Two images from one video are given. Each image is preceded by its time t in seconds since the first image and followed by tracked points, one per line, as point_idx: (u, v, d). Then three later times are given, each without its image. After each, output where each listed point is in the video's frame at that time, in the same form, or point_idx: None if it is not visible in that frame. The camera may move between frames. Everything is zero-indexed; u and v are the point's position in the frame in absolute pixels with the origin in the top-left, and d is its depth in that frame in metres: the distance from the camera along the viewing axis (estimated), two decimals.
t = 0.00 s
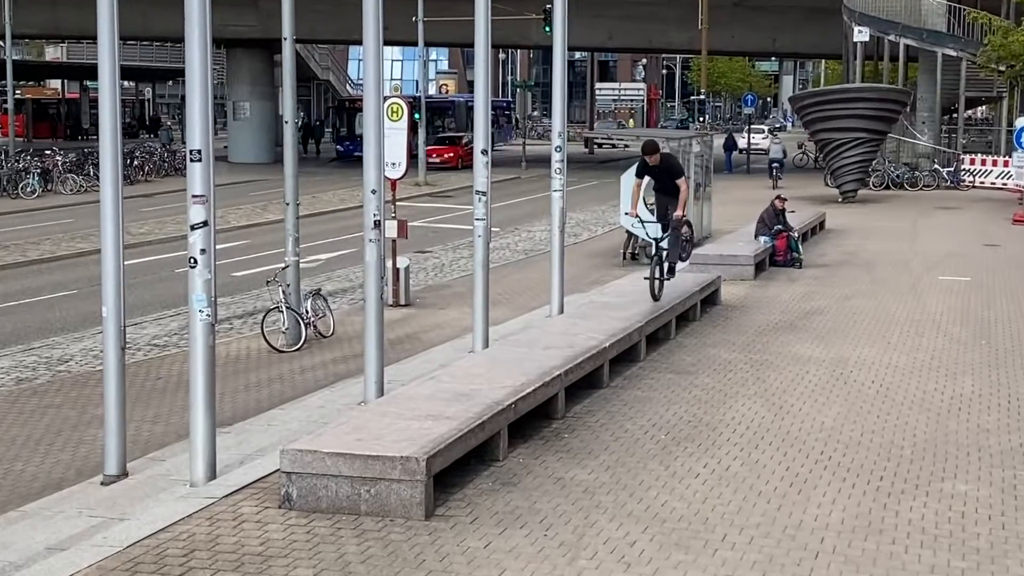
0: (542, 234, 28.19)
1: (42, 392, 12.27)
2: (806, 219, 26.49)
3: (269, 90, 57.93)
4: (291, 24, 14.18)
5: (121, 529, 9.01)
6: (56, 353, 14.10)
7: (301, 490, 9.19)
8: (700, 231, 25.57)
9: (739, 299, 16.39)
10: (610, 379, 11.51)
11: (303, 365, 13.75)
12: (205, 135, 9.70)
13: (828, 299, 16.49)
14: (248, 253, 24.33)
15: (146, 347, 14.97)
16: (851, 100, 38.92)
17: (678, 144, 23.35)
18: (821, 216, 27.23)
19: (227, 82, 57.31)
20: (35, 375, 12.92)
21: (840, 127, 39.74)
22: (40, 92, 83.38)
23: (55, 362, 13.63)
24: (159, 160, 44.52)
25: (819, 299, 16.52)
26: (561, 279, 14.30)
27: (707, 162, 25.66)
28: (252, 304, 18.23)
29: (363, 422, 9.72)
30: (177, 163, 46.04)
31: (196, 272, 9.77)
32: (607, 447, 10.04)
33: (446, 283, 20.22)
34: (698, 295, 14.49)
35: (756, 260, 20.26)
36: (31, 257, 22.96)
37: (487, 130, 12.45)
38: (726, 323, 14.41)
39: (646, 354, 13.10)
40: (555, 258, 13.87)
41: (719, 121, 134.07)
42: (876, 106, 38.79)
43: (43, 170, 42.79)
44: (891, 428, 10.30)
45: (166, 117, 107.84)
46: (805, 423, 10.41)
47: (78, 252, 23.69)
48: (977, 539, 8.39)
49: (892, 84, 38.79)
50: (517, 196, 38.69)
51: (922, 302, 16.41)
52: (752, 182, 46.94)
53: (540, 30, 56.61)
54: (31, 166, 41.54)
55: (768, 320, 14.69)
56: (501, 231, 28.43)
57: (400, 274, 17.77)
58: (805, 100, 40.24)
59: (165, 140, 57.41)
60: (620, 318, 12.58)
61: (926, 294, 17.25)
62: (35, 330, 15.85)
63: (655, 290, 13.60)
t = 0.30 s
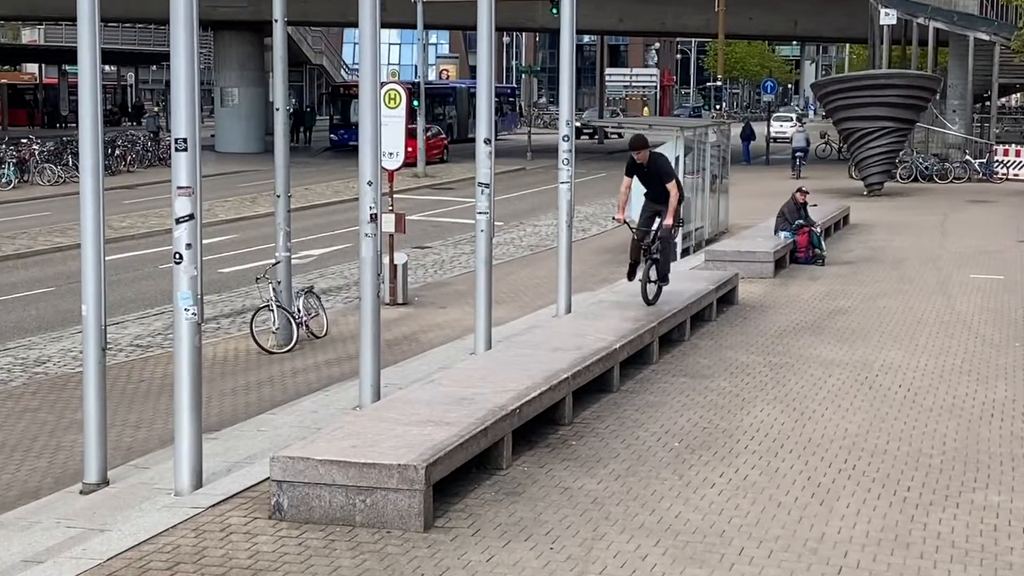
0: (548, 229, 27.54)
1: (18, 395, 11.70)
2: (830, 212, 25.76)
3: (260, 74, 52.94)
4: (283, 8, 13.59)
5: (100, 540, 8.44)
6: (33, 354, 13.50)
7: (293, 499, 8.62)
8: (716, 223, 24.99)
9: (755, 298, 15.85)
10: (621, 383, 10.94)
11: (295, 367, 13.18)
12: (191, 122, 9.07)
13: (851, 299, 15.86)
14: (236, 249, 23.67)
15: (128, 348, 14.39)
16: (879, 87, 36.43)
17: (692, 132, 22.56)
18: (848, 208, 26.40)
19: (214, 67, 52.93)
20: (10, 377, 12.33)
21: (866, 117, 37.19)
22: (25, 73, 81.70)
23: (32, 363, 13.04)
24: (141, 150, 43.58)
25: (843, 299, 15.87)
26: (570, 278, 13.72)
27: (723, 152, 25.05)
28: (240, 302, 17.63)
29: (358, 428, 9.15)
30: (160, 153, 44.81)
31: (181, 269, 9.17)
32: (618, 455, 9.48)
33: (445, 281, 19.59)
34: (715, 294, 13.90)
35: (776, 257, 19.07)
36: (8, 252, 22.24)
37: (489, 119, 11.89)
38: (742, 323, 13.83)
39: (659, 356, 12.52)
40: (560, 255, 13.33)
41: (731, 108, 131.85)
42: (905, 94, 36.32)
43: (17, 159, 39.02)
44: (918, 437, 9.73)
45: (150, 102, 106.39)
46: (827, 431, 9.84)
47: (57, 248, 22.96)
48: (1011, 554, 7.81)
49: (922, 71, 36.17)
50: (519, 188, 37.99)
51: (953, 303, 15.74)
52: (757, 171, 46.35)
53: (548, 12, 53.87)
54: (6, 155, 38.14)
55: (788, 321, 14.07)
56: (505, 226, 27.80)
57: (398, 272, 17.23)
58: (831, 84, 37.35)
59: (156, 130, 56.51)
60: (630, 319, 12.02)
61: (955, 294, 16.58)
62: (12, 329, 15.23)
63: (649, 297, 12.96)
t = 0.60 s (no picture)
0: (554, 223, 27.20)
1: (8, 395, 11.39)
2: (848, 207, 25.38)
3: (257, 64, 52.11)
4: None
5: (89, 546, 8.11)
6: (21, 353, 13.16)
7: (290, 504, 8.29)
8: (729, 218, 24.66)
9: (768, 297, 15.53)
10: (630, 384, 10.62)
11: (293, 367, 12.86)
12: (186, 113, 8.71)
13: (870, 298, 15.51)
14: (232, 244, 23.31)
15: (120, 347, 14.05)
16: (898, 78, 35.20)
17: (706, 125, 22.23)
18: (866, 205, 26.02)
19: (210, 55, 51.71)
20: None
21: (885, 109, 35.85)
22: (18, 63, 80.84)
23: (21, 362, 12.71)
24: (133, 142, 43.15)
25: (862, 298, 15.53)
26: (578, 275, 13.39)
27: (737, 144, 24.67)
28: (236, 300, 17.29)
29: (359, 429, 8.83)
30: (156, 144, 44.45)
31: (176, 265, 8.81)
32: (627, 460, 9.16)
33: (447, 278, 19.25)
34: (728, 293, 13.55)
35: (791, 255, 18.70)
36: None
37: (495, 110, 11.57)
38: (756, 323, 13.50)
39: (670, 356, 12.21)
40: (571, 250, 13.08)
41: (743, 99, 130.64)
42: (926, 83, 35.04)
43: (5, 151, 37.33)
44: (939, 441, 9.39)
45: (144, 92, 105.58)
46: (844, 435, 9.51)
47: (46, 243, 22.58)
48: None
49: (944, 60, 34.97)
50: (523, 182, 37.59)
51: (974, 302, 15.38)
52: (765, 163, 45.97)
53: None
54: None
55: (805, 320, 13.72)
56: (511, 221, 27.46)
57: (400, 270, 16.92)
58: (848, 76, 36.31)
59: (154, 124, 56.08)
60: (640, 317, 11.68)
61: (977, 293, 16.22)
62: None
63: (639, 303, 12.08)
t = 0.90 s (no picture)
0: (561, 219, 26.93)
1: (3, 395, 11.15)
2: (864, 203, 25.04)
3: (257, 55, 51.85)
4: None
5: (83, 551, 7.86)
6: (16, 352, 12.93)
7: (290, 508, 8.04)
8: (743, 214, 24.39)
9: (782, 295, 15.26)
10: (641, 385, 10.36)
11: (294, 367, 12.60)
12: (184, 104, 8.44)
13: (889, 297, 15.20)
14: (233, 240, 23.06)
15: (117, 346, 13.81)
16: (920, 70, 34.87)
17: (720, 119, 21.98)
18: (884, 201, 25.68)
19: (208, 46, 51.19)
20: None
21: (907, 101, 35.50)
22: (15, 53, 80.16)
23: (16, 361, 12.46)
24: (130, 135, 42.83)
25: (880, 297, 15.21)
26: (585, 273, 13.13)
27: (751, 140, 24.36)
28: (235, 298, 17.02)
29: (362, 431, 8.58)
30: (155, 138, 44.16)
31: (173, 262, 8.54)
32: (638, 463, 8.90)
33: (452, 275, 18.98)
34: (742, 291, 13.27)
35: (806, 252, 18.40)
36: None
37: (501, 103, 11.32)
38: (771, 323, 13.23)
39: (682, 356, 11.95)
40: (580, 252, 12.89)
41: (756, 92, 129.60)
42: (947, 76, 34.73)
43: None
44: (960, 446, 9.11)
45: (143, 84, 105.23)
46: (862, 438, 9.25)
47: (42, 239, 22.34)
48: None
49: (966, 53, 34.71)
50: (530, 177, 37.27)
51: (996, 301, 15.05)
52: (778, 157, 45.55)
53: None
54: None
55: (821, 320, 13.43)
56: (520, 217, 27.18)
57: (404, 268, 16.67)
58: (868, 68, 36.04)
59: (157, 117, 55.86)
60: (649, 317, 11.40)
61: (999, 292, 15.89)
62: None
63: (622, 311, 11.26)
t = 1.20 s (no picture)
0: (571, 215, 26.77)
1: (6, 394, 11.03)
2: (879, 200, 24.84)
3: (263, 49, 51.70)
4: None
5: (86, 552, 7.73)
6: (18, 350, 12.81)
7: (297, 509, 7.91)
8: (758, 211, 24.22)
9: (797, 294, 15.10)
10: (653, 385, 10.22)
11: (300, 366, 12.48)
12: (191, 99, 8.30)
13: (906, 296, 15.02)
14: (239, 236, 22.94)
15: (120, 344, 13.67)
16: (937, 64, 34.71)
17: (733, 114, 21.81)
18: (901, 197, 25.49)
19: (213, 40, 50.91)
20: None
21: (925, 96, 35.31)
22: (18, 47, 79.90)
23: (18, 359, 12.34)
24: (134, 129, 42.69)
25: (897, 296, 15.03)
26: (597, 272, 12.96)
27: (765, 135, 24.20)
28: (241, 295, 16.89)
29: (369, 432, 8.44)
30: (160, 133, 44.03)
31: (179, 258, 8.39)
32: (650, 464, 8.76)
33: (460, 273, 18.83)
34: (756, 290, 13.12)
35: (821, 250, 18.22)
36: None
37: (512, 98, 11.19)
38: (786, 322, 13.08)
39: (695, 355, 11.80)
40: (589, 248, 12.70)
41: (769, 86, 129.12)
42: (965, 71, 34.52)
43: (2, 139, 37.06)
44: (978, 448, 8.96)
45: (149, 78, 105.06)
46: (879, 440, 9.11)
47: (45, 235, 22.22)
48: None
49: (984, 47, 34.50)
50: (540, 173, 37.09)
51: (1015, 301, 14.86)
52: (791, 152, 45.31)
53: None
54: None
55: (837, 319, 13.27)
56: (530, 213, 27.03)
57: (412, 266, 16.54)
58: (884, 62, 35.86)
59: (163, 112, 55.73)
60: (661, 315, 11.25)
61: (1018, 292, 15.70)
62: None
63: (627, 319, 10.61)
